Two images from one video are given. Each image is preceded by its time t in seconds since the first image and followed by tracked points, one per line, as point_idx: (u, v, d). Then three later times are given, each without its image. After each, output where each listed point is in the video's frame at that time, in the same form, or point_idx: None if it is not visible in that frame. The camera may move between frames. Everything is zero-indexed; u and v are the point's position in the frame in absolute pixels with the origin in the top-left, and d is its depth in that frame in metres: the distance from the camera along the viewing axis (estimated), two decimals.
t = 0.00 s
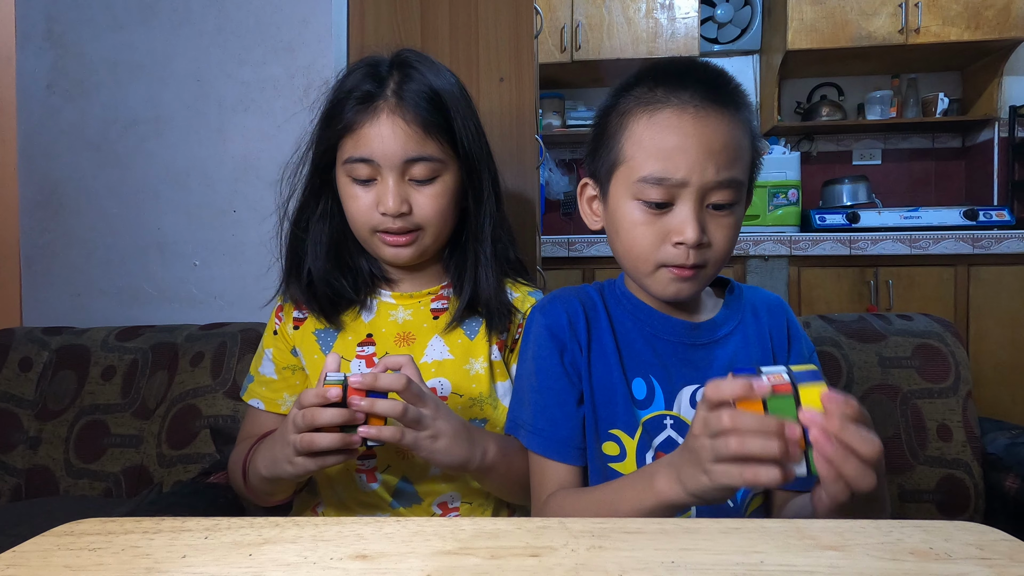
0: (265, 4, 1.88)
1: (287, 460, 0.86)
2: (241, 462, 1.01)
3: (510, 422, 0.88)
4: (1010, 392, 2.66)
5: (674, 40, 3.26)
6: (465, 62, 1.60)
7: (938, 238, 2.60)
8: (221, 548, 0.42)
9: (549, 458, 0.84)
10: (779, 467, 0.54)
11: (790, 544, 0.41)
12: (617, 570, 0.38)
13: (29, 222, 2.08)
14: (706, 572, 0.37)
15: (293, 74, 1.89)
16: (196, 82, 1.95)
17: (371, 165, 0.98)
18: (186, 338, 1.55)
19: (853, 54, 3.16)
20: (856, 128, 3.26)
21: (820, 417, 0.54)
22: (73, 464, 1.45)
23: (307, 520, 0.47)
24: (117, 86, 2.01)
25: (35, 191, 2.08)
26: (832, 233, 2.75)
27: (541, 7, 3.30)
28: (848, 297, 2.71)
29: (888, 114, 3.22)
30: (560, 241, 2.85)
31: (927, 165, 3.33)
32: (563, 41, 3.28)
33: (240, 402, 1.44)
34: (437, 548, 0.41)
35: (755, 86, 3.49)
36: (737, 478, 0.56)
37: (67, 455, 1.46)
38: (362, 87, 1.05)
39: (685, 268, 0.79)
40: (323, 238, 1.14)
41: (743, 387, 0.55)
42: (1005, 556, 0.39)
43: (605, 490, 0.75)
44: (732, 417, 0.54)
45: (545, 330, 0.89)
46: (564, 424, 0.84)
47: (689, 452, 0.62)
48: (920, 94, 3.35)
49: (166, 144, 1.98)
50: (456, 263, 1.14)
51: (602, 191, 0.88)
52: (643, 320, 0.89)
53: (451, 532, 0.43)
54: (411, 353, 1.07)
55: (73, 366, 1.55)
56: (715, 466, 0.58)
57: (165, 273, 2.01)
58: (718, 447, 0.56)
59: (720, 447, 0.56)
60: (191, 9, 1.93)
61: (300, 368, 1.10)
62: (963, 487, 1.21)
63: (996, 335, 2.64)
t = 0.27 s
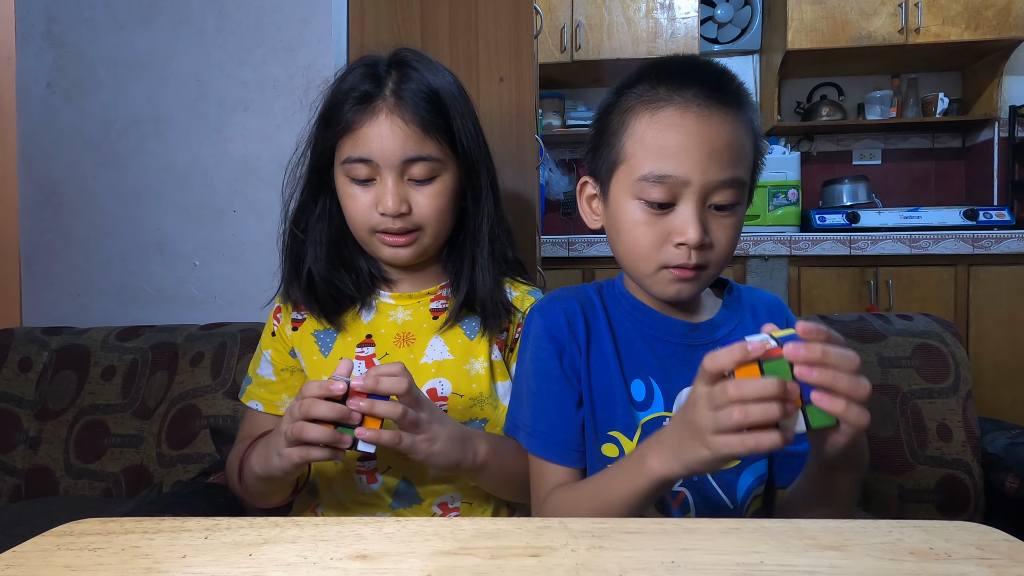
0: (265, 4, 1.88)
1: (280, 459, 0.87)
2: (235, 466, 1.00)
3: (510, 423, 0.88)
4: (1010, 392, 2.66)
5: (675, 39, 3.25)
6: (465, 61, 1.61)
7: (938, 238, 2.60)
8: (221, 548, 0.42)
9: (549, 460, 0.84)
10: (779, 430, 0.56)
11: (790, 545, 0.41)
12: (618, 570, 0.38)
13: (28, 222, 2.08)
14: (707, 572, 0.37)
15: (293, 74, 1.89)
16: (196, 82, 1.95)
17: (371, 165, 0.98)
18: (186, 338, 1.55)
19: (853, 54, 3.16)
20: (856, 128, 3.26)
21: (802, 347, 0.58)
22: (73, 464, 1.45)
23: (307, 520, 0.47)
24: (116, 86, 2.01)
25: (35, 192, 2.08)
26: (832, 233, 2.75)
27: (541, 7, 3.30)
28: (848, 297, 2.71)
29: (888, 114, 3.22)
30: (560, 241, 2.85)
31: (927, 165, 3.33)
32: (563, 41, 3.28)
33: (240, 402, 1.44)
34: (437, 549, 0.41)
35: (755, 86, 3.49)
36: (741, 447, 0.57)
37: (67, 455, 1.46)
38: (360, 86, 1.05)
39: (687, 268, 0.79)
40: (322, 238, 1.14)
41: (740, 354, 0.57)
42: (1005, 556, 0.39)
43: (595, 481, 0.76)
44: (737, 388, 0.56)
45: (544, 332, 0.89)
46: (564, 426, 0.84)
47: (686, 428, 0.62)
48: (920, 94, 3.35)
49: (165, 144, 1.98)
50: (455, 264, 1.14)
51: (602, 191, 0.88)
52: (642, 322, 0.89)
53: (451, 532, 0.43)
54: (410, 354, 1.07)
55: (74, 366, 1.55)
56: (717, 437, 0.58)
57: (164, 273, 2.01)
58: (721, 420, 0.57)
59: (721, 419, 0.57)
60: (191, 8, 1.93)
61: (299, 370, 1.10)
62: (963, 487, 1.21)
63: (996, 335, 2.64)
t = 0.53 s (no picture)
0: (265, 4, 1.88)
1: (278, 447, 0.88)
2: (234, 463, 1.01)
3: (510, 425, 0.88)
4: (1010, 392, 2.66)
5: (675, 39, 3.25)
6: (465, 61, 1.60)
7: (939, 238, 2.60)
8: (221, 548, 0.42)
9: (551, 462, 0.84)
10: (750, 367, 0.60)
11: (790, 545, 0.41)
12: (617, 570, 0.38)
13: (28, 222, 2.08)
14: (706, 572, 0.37)
15: (293, 74, 1.89)
16: (196, 81, 1.95)
17: (371, 164, 0.98)
18: (186, 338, 1.55)
19: (853, 54, 3.16)
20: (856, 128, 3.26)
21: (784, 317, 0.60)
22: (73, 464, 1.45)
23: (307, 520, 0.47)
24: (116, 86, 2.01)
25: (35, 191, 2.08)
26: (832, 233, 2.75)
27: (541, 7, 3.30)
28: (848, 297, 2.71)
29: (888, 114, 3.22)
30: (560, 241, 2.85)
31: (927, 165, 3.33)
32: (563, 41, 3.27)
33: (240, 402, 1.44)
34: (436, 548, 0.41)
35: (755, 86, 3.49)
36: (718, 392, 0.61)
37: (67, 455, 1.46)
38: (360, 86, 1.05)
39: (687, 268, 0.79)
40: (322, 238, 1.14)
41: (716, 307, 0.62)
42: (1006, 556, 0.39)
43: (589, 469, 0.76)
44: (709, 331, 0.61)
45: (545, 333, 0.89)
46: (565, 426, 0.84)
47: (661, 391, 0.66)
48: (920, 94, 3.35)
49: (165, 143, 1.98)
50: (454, 264, 1.14)
51: (601, 190, 0.88)
52: (643, 323, 0.89)
53: (451, 532, 0.43)
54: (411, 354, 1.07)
55: (74, 366, 1.55)
56: (693, 390, 0.63)
57: (164, 273, 2.01)
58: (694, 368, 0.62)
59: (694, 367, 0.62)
60: (191, 9, 1.93)
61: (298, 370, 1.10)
62: (963, 487, 1.21)
63: (996, 335, 2.64)
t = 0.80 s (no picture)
0: (265, 4, 1.88)
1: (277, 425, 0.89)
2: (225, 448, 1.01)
3: (511, 425, 0.88)
4: (1010, 392, 2.66)
5: (675, 39, 3.25)
6: (465, 61, 1.60)
7: (938, 238, 2.60)
8: (221, 548, 0.42)
9: (551, 461, 0.84)
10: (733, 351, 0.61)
11: (790, 544, 0.41)
12: (618, 570, 0.38)
13: (28, 222, 2.08)
14: (706, 572, 0.37)
15: (293, 74, 1.89)
16: (196, 82, 1.95)
17: (370, 163, 0.98)
18: (186, 338, 1.55)
19: (853, 54, 3.16)
20: (856, 128, 3.26)
21: (769, 317, 0.61)
22: (73, 464, 1.45)
23: (307, 520, 0.47)
24: (116, 86, 2.01)
25: (35, 191, 2.07)
26: (832, 233, 2.75)
27: (541, 7, 3.30)
28: (848, 297, 2.71)
29: (888, 114, 3.22)
30: (560, 241, 2.86)
31: (927, 165, 3.33)
32: (563, 41, 3.28)
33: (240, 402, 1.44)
34: (437, 548, 0.41)
35: (755, 86, 3.49)
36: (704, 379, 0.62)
37: (67, 455, 1.46)
38: (360, 86, 1.05)
39: (685, 269, 0.79)
40: (322, 237, 1.14)
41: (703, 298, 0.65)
42: (1005, 556, 0.39)
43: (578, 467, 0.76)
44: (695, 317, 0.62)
45: (543, 332, 0.89)
46: (565, 426, 0.84)
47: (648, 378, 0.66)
48: (920, 94, 3.35)
49: (165, 143, 1.98)
50: (455, 264, 1.14)
51: (600, 190, 0.88)
52: (641, 323, 0.89)
53: (451, 532, 0.43)
54: (411, 355, 1.07)
55: (74, 366, 1.55)
56: (678, 376, 0.64)
57: (164, 272, 2.01)
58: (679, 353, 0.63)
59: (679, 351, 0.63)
60: (191, 9, 1.93)
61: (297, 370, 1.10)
62: (963, 487, 1.21)
63: (996, 335, 2.64)
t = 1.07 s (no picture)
0: (265, 4, 1.88)
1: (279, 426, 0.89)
2: (225, 445, 1.01)
3: (510, 426, 0.88)
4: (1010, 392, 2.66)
5: (674, 39, 3.25)
6: (465, 61, 1.60)
7: (938, 238, 2.61)
8: (221, 548, 0.42)
9: (551, 459, 0.83)
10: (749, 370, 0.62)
11: (790, 545, 0.41)
12: (618, 570, 0.38)
13: (28, 222, 2.08)
14: (706, 572, 0.37)
15: (293, 74, 1.89)
16: (196, 82, 1.95)
17: (374, 164, 0.98)
18: (186, 338, 1.55)
19: (853, 54, 3.16)
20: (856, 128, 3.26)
21: (787, 327, 0.61)
22: (73, 464, 1.45)
23: (308, 519, 0.47)
24: (117, 86, 2.01)
25: (34, 191, 2.07)
26: (832, 233, 2.75)
27: (541, 7, 3.31)
28: (848, 297, 2.71)
29: (888, 114, 3.22)
30: (560, 241, 2.86)
31: (927, 165, 3.33)
32: (563, 41, 3.28)
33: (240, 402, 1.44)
34: (436, 548, 0.41)
35: (755, 86, 3.49)
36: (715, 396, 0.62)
37: (67, 455, 1.46)
38: (364, 86, 1.05)
39: (683, 271, 0.79)
40: (324, 237, 1.14)
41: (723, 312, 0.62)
42: (1005, 557, 0.39)
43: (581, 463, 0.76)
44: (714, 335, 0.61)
45: (543, 332, 0.89)
46: (565, 425, 0.84)
47: (659, 387, 0.66)
48: (920, 94, 3.35)
49: (166, 143, 1.98)
50: (456, 265, 1.14)
51: (600, 191, 0.88)
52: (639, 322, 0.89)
53: (451, 532, 0.43)
54: (412, 355, 1.07)
55: (74, 366, 1.55)
56: (690, 390, 0.63)
57: (165, 272, 2.01)
58: (695, 369, 0.62)
59: (695, 368, 0.62)
60: (191, 9, 1.93)
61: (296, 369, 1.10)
62: (963, 487, 1.21)
63: (996, 335, 2.64)
